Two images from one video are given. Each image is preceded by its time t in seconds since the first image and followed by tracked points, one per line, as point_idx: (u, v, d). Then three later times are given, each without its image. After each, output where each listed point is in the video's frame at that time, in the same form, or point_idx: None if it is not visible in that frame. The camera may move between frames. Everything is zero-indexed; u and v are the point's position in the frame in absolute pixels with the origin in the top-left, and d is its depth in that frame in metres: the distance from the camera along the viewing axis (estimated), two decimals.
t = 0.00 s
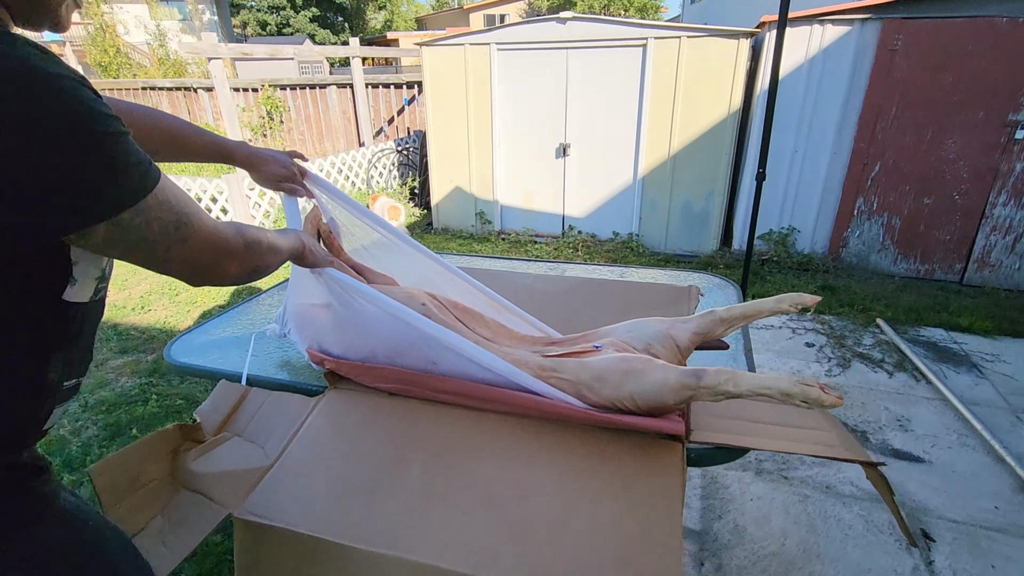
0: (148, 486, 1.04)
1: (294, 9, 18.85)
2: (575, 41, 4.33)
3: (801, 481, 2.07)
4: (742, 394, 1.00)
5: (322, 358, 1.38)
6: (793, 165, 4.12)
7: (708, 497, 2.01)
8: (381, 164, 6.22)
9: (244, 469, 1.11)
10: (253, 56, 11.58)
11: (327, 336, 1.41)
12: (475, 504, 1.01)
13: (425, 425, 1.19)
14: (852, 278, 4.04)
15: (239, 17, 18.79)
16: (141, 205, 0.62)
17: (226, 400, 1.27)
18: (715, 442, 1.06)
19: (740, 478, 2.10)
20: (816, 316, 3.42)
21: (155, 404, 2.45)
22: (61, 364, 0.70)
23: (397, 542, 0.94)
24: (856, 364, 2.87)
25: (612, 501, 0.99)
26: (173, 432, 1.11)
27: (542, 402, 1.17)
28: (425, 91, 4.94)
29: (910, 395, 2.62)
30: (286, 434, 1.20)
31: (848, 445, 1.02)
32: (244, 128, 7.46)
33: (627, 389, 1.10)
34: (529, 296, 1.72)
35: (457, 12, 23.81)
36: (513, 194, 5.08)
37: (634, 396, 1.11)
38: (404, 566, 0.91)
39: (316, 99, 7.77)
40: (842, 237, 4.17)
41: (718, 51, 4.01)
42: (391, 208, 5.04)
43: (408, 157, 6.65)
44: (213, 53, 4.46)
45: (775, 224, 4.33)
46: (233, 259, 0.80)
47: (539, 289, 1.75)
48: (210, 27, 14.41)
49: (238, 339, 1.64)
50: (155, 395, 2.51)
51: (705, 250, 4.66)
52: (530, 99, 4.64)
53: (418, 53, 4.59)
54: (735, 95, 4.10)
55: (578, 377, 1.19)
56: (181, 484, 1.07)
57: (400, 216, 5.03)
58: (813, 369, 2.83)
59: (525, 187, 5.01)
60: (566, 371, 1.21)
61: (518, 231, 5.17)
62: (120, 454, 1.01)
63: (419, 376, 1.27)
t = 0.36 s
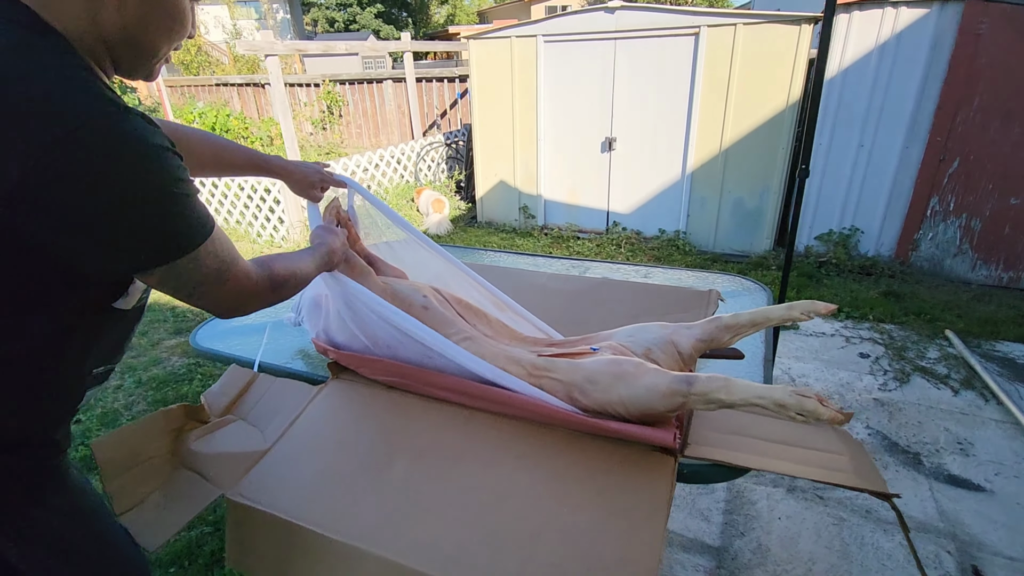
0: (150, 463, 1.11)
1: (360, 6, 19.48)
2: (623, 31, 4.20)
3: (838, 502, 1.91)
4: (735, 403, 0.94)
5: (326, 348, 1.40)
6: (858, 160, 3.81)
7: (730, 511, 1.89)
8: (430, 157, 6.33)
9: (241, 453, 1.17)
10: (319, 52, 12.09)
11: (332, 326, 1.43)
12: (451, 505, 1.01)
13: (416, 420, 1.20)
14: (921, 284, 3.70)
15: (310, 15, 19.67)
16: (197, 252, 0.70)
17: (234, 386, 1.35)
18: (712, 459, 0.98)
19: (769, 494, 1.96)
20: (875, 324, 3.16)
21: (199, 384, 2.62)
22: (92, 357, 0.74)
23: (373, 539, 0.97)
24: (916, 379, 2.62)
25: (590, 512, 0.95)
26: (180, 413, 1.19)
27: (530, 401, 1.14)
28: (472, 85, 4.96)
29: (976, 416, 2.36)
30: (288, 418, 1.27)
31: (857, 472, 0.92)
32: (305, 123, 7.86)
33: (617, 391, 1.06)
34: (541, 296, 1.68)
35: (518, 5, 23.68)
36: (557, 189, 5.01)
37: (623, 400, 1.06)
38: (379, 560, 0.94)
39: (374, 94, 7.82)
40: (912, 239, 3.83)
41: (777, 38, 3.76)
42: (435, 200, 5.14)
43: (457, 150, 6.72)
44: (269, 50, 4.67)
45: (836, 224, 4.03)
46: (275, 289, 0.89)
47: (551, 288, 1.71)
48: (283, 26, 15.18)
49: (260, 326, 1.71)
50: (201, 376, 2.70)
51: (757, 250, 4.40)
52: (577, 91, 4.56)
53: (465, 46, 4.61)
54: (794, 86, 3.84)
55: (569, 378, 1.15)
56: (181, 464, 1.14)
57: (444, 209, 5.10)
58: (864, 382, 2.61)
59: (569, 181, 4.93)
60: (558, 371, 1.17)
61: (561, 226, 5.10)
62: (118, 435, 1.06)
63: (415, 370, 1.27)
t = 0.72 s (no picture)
0: (167, 451, 1.18)
1: (394, 14, 19.86)
2: (652, 37, 4.17)
3: (862, 520, 1.84)
4: (741, 413, 0.91)
5: (342, 345, 1.45)
6: (894, 169, 3.69)
7: (748, 525, 1.84)
8: (457, 162, 6.40)
9: (253, 446, 1.21)
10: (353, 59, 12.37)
11: (349, 324, 1.47)
12: (454, 502, 1.02)
13: (424, 419, 1.21)
14: (961, 297, 3.55)
15: (346, 23, 20.17)
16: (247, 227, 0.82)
17: (252, 379, 1.40)
18: (721, 468, 0.96)
19: (789, 509, 1.91)
20: (909, 338, 3.04)
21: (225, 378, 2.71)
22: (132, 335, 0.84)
23: (377, 533, 0.99)
24: (951, 397, 2.50)
25: (592, 516, 0.94)
26: (196, 405, 1.24)
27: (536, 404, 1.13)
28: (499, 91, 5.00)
29: (1016, 437, 2.25)
30: (303, 412, 1.31)
31: (874, 488, 0.88)
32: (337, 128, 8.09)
33: (621, 397, 1.05)
34: (555, 300, 1.68)
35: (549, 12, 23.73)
36: (582, 194, 5.00)
37: (628, 407, 1.05)
38: (379, 555, 0.96)
39: (404, 99, 8.02)
40: (951, 251, 3.68)
41: (810, 43, 3.67)
42: (460, 205, 5.20)
43: (483, 155, 6.77)
44: (303, 56, 4.80)
45: (870, 234, 3.90)
46: (316, 256, 1.00)
47: (566, 292, 1.71)
48: (319, 33, 15.63)
49: (282, 322, 1.76)
50: (228, 370, 2.78)
51: (787, 259, 4.30)
52: (603, 97, 4.54)
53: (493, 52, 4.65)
54: (827, 92, 3.75)
55: (575, 381, 1.14)
56: (196, 452, 1.20)
57: (469, 214, 5.14)
58: (895, 398, 2.51)
59: (595, 186, 4.91)
60: (564, 374, 1.16)
61: (586, 232, 5.09)
62: (139, 422, 1.14)
63: (426, 370, 1.29)
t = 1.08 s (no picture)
0: (218, 439, 1.23)
1: (427, 25, 20.25)
2: (683, 49, 4.19)
3: (893, 536, 1.82)
4: (772, 413, 0.94)
5: (380, 344, 1.49)
6: (930, 183, 3.62)
7: (776, 536, 1.83)
8: (486, 171, 6.52)
9: (298, 437, 1.28)
10: (387, 70, 12.68)
11: (385, 325, 1.52)
12: (487, 497, 1.06)
13: (460, 417, 1.26)
14: (1001, 315, 3.45)
15: (380, 35, 20.68)
16: (251, 208, 1.00)
17: (295, 374, 1.46)
18: (748, 471, 0.98)
19: (818, 522, 1.89)
20: (944, 355, 2.97)
21: (263, 376, 2.82)
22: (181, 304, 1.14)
23: (413, 521, 1.04)
24: (989, 416, 2.44)
25: (622, 513, 0.97)
26: (245, 395, 1.32)
27: (569, 404, 1.16)
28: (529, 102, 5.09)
29: None
30: (341, 407, 1.37)
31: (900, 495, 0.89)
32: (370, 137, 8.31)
33: (652, 397, 1.08)
34: (586, 306, 1.72)
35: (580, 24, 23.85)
36: (609, 204, 5.02)
37: (660, 407, 1.07)
38: (416, 541, 1.01)
39: (435, 109, 8.09)
40: (991, 267, 3.58)
41: (845, 55, 3.64)
42: (488, 213, 5.26)
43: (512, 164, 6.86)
44: (340, 67, 4.98)
45: (905, 248, 3.83)
46: (304, 271, 1.13)
47: (596, 299, 1.74)
48: (353, 45, 16.06)
49: (321, 321, 1.84)
50: (266, 368, 2.90)
51: (818, 273, 4.24)
52: (633, 109, 4.58)
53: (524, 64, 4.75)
54: (862, 105, 3.70)
55: (608, 382, 1.17)
56: (244, 440, 1.26)
57: (497, 222, 5.21)
58: (930, 415, 2.46)
59: (623, 196, 4.93)
60: (597, 374, 1.19)
61: (613, 242, 5.11)
62: (196, 409, 1.22)
63: (462, 369, 1.33)
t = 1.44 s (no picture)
0: (296, 418, 1.35)
1: (452, 38, 20.67)
2: (713, 63, 4.29)
3: (926, 540, 1.86)
4: (815, 404, 1.03)
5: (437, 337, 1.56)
6: (963, 197, 3.63)
7: (808, 535, 1.89)
8: (513, 180, 6.66)
9: (363, 422, 1.36)
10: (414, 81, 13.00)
11: (441, 319, 1.60)
12: (543, 476, 1.12)
13: (516, 406, 1.32)
14: None
15: (407, 48, 21.19)
16: (306, 199, 1.09)
17: (358, 364, 1.55)
18: (795, 456, 1.06)
19: (850, 523, 1.94)
20: (977, 368, 2.98)
21: (309, 372, 2.97)
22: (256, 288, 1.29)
23: (478, 495, 1.12)
24: (1022, 428, 2.45)
25: (673, 494, 1.03)
26: (319, 380, 1.45)
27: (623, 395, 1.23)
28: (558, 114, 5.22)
29: None
30: (402, 396, 1.43)
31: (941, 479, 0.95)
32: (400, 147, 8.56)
33: (701, 389, 1.15)
34: (627, 307, 1.80)
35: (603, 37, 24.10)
36: (637, 214, 5.11)
37: (709, 398, 1.15)
38: (484, 514, 1.09)
39: (463, 120, 8.29)
40: None
41: (875, 71, 3.69)
42: (518, 222, 5.38)
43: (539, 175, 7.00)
44: (377, 79, 5.19)
45: (936, 262, 3.84)
46: (349, 268, 1.18)
47: (637, 301, 1.83)
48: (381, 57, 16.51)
49: (376, 318, 1.96)
50: (310, 365, 3.05)
51: (847, 285, 4.25)
52: (662, 121, 4.67)
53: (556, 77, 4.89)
54: (892, 120, 3.73)
55: (658, 376, 1.25)
56: (319, 420, 1.37)
57: (526, 231, 5.33)
58: (962, 426, 2.48)
59: (651, 207, 5.01)
60: (647, 368, 1.27)
61: (640, 252, 5.19)
62: (280, 390, 1.35)
63: (517, 362, 1.39)
